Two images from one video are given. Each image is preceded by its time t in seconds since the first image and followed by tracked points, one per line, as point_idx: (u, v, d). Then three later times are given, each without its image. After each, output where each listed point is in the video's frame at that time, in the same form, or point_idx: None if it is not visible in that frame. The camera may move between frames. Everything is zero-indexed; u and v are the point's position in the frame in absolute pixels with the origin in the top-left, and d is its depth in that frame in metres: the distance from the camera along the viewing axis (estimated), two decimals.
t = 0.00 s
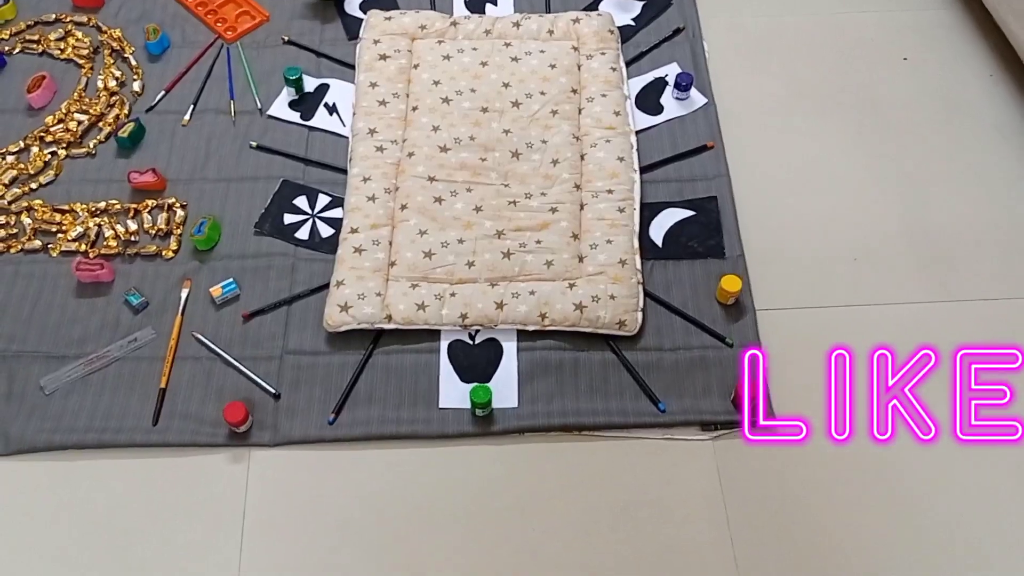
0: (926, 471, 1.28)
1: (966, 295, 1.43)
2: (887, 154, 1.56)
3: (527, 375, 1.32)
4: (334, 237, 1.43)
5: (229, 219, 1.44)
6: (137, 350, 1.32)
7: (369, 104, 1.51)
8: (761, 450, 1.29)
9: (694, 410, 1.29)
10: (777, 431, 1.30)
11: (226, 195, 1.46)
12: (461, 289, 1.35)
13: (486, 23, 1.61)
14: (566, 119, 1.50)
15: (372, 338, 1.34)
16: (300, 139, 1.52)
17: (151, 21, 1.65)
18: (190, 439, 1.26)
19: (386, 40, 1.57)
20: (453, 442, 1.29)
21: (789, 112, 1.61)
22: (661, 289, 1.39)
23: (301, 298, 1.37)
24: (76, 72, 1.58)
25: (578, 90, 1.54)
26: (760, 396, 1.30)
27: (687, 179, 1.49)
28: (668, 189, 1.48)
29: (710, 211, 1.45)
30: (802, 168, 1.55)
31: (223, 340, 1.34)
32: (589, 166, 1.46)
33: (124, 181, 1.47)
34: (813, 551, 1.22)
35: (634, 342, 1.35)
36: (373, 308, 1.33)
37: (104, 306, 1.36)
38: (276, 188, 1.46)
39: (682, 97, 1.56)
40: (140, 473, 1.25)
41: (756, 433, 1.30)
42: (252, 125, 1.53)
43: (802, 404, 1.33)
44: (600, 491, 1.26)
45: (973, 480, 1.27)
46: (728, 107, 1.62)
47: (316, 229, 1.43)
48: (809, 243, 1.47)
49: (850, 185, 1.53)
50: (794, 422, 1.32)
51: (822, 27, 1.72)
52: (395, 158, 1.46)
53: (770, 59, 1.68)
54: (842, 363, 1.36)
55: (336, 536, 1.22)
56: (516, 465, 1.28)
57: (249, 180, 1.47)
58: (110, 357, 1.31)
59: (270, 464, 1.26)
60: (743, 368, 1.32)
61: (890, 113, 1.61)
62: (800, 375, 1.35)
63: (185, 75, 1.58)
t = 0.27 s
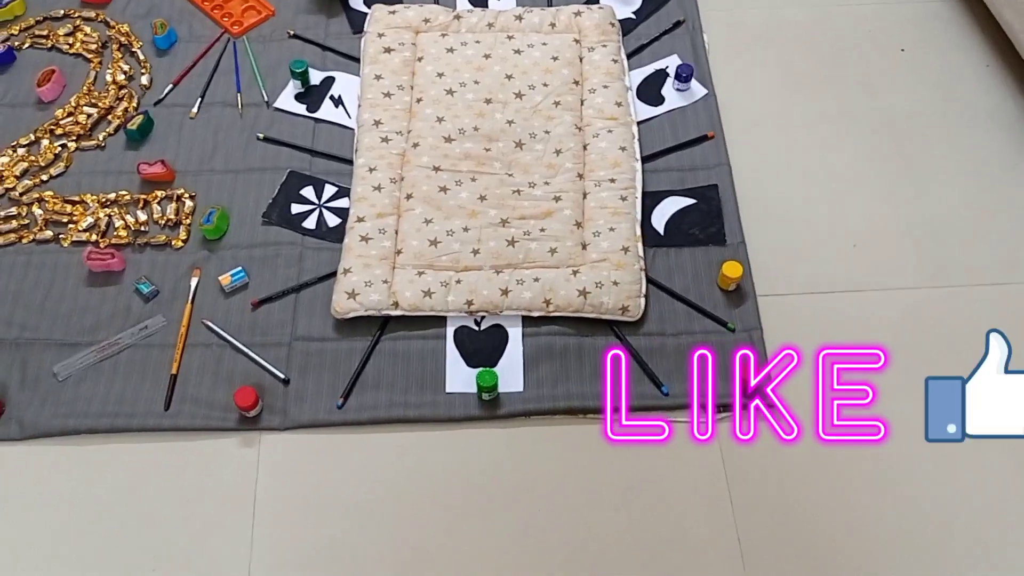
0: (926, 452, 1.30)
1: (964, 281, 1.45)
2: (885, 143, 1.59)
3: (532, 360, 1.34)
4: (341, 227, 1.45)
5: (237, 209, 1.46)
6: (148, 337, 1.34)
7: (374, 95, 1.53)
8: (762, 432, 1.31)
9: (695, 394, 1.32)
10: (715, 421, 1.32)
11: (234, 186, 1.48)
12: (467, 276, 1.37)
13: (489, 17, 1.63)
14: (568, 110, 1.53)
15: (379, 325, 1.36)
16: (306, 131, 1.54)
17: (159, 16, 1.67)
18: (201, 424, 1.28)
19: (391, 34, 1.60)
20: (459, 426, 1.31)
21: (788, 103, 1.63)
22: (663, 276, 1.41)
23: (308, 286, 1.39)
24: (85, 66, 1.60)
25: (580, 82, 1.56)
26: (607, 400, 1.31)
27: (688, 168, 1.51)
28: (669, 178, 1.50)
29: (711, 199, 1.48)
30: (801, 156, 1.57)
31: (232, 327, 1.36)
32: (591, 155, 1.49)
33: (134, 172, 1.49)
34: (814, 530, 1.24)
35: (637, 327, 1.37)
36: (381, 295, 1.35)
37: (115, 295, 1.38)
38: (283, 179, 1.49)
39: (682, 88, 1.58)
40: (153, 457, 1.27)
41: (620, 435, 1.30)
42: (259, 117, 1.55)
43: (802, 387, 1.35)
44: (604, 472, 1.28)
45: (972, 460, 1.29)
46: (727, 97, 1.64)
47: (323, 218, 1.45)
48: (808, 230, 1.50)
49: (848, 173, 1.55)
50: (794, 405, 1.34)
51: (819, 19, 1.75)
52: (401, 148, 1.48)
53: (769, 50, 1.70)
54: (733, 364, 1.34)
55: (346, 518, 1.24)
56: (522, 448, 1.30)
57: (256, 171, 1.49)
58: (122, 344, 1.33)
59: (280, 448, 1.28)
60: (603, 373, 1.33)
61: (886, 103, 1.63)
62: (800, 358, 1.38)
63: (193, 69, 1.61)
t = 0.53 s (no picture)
0: (927, 440, 1.32)
1: (962, 272, 1.47)
2: (883, 137, 1.61)
3: (538, 354, 1.36)
4: (347, 224, 1.47)
5: (245, 208, 1.48)
6: (158, 335, 1.36)
7: (378, 95, 1.55)
8: (765, 422, 1.33)
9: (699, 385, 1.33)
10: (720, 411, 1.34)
11: (241, 185, 1.50)
12: (472, 271, 1.39)
13: (490, 16, 1.65)
14: (570, 107, 1.55)
15: (387, 320, 1.38)
16: (312, 130, 1.56)
17: (164, 19, 1.69)
18: (212, 420, 1.30)
19: (394, 34, 1.62)
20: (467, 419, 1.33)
21: (787, 98, 1.65)
22: (665, 269, 1.43)
23: (316, 283, 1.41)
24: (92, 69, 1.62)
25: (581, 79, 1.58)
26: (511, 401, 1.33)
27: (689, 163, 1.53)
28: (670, 173, 1.52)
29: (712, 193, 1.49)
30: (801, 151, 1.59)
31: (241, 324, 1.37)
32: (594, 151, 1.51)
33: (142, 173, 1.51)
34: (818, 518, 1.26)
35: (641, 320, 1.39)
36: (387, 290, 1.37)
37: (125, 294, 1.40)
38: (289, 178, 1.50)
39: (683, 85, 1.60)
40: (165, 452, 1.29)
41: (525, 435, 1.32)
42: (265, 118, 1.57)
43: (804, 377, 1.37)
44: (610, 463, 1.30)
45: (972, 448, 1.31)
46: (727, 94, 1.66)
47: (329, 216, 1.47)
48: (808, 223, 1.51)
49: (847, 167, 1.57)
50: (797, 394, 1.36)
51: (817, 16, 1.77)
52: (405, 146, 1.50)
53: (767, 47, 1.72)
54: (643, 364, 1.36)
55: (356, 510, 1.25)
56: (529, 440, 1.32)
57: (263, 170, 1.51)
58: (132, 342, 1.35)
59: (290, 443, 1.30)
60: (467, 375, 1.34)
61: (884, 98, 1.65)
62: (802, 349, 1.40)
63: (198, 70, 1.63)
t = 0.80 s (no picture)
0: (929, 439, 1.32)
1: (963, 272, 1.48)
2: (882, 139, 1.62)
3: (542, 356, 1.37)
4: (351, 230, 1.48)
5: (250, 214, 1.49)
6: (165, 340, 1.37)
7: (381, 101, 1.57)
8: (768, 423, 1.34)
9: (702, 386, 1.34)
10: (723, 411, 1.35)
11: (246, 192, 1.51)
12: (476, 275, 1.40)
13: (492, 24, 1.67)
14: (572, 113, 1.56)
15: (391, 324, 1.39)
16: (316, 137, 1.57)
17: (169, 28, 1.71)
18: (219, 424, 1.31)
19: (396, 42, 1.63)
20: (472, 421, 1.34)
21: (786, 102, 1.67)
22: (668, 272, 1.44)
23: (321, 287, 1.42)
24: (98, 78, 1.64)
25: (582, 85, 1.60)
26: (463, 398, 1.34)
27: (690, 167, 1.54)
28: (671, 177, 1.54)
29: (713, 196, 1.51)
30: (800, 154, 1.60)
31: (247, 329, 1.38)
32: (595, 156, 1.52)
33: (147, 180, 1.52)
34: (822, 516, 1.26)
35: (644, 322, 1.40)
36: (392, 294, 1.38)
37: (132, 300, 1.41)
38: (294, 185, 1.52)
39: (683, 90, 1.62)
40: (172, 457, 1.30)
41: (474, 435, 1.33)
42: (269, 125, 1.59)
43: (807, 378, 1.38)
44: (615, 464, 1.30)
45: (973, 447, 1.32)
46: (727, 98, 1.68)
47: (333, 222, 1.48)
48: (809, 226, 1.53)
49: (846, 169, 1.59)
50: (799, 395, 1.36)
51: (815, 21, 1.79)
52: (408, 152, 1.52)
53: (766, 52, 1.74)
54: (586, 359, 1.37)
55: (363, 513, 1.26)
56: (534, 442, 1.32)
57: (267, 177, 1.53)
58: (139, 347, 1.36)
59: (296, 446, 1.31)
60: (433, 371, 1.36)
61: (882, 101, 1.67)
62: (804, 349, 1.41)
63: (203, 79, 1.64)
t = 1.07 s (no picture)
0: (932, 444, 1.33)
1: (964, 277, 1.48)
2: (881, 146, 1.63)
3: (545, 363, 1.37)
4: (354, 239, 1.49)
5: (253, 224, 1.50)
6: (169, 350, 1.38)
7: (383, 111, 1.58)
8: (771, 429, 1.34)
9: (705, 392, 1.35)
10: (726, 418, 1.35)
11: (249, 201, 1.52)
12: (478, 283, 1.40)
13: (493, 34, 1.68)
14: (573, 121, 1.57)
15: (394, 332, 1.40)
16: (318, 147, 1.58)
17: (172, 40, 1.72)
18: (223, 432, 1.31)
19: (398, 52, 1.65)
20: (476, 429, 1.34)
21: (786, 110, 1.68)
22: (669, 279, 1.45)
23: (324, 296, 1.43)
24: (101, 90, 1.65)
25: (583, 94, 1.61)
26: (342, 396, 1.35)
27: (691, 175, 1.55)
28: (672, 185, 1.54)
29: (714, 204, 1.52)
30: (801, 161, 1.61)
31: (251, 338, 1.39)
32: (596, 164, 1.53)
33: (151, 191, 1.53)
34: (826, 521, 1.27)
35: (646, 329, 1.41)
36: (395, 303, 1.38)
37: (136, 309, 1.41)
38: (297, 194, 1.52)
39: (683, 98, 1.63)
40: (176, 465, 1.30)
41: (294, 434, 1.32)
42: (272, 135, 1.59)
43: (809, 384, 1.38)
44: (618, 471, 1.31)
45: (976, 451, 1.32)
46: (727, 106, 1.68)
47: (336, 231, 1.49)
48: (810, 232, 1.53)
49: (846, 176, 1.59)
50: (802, 400, 1.37)
51: (814, 29, 1.80)
52: (410, 162, 1.52)
53: (766, 60, 1.75)
54: (449, 359, 1.38)
55: (367, 520, 1.26)
56: (538, 449, 1.33)
57: (271, 187, 1.53)
58: (144, 356, 1.37)
59: (300, 454, 1.31)
60: (320, 369, 1.37)
61: (882, 108, 1.68)
62: (805, 356, 1.41)
63: (206, 90, 1.65)
